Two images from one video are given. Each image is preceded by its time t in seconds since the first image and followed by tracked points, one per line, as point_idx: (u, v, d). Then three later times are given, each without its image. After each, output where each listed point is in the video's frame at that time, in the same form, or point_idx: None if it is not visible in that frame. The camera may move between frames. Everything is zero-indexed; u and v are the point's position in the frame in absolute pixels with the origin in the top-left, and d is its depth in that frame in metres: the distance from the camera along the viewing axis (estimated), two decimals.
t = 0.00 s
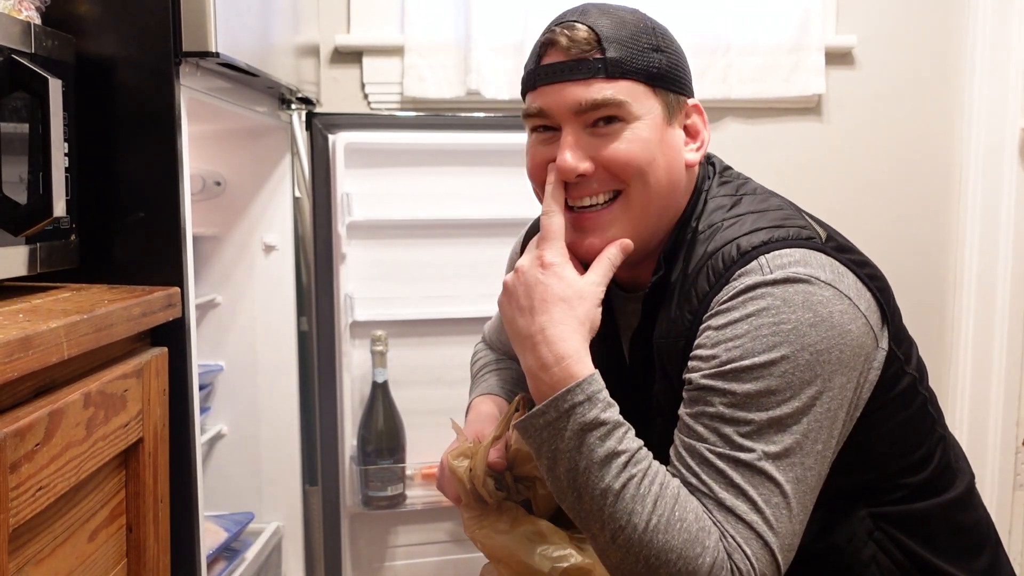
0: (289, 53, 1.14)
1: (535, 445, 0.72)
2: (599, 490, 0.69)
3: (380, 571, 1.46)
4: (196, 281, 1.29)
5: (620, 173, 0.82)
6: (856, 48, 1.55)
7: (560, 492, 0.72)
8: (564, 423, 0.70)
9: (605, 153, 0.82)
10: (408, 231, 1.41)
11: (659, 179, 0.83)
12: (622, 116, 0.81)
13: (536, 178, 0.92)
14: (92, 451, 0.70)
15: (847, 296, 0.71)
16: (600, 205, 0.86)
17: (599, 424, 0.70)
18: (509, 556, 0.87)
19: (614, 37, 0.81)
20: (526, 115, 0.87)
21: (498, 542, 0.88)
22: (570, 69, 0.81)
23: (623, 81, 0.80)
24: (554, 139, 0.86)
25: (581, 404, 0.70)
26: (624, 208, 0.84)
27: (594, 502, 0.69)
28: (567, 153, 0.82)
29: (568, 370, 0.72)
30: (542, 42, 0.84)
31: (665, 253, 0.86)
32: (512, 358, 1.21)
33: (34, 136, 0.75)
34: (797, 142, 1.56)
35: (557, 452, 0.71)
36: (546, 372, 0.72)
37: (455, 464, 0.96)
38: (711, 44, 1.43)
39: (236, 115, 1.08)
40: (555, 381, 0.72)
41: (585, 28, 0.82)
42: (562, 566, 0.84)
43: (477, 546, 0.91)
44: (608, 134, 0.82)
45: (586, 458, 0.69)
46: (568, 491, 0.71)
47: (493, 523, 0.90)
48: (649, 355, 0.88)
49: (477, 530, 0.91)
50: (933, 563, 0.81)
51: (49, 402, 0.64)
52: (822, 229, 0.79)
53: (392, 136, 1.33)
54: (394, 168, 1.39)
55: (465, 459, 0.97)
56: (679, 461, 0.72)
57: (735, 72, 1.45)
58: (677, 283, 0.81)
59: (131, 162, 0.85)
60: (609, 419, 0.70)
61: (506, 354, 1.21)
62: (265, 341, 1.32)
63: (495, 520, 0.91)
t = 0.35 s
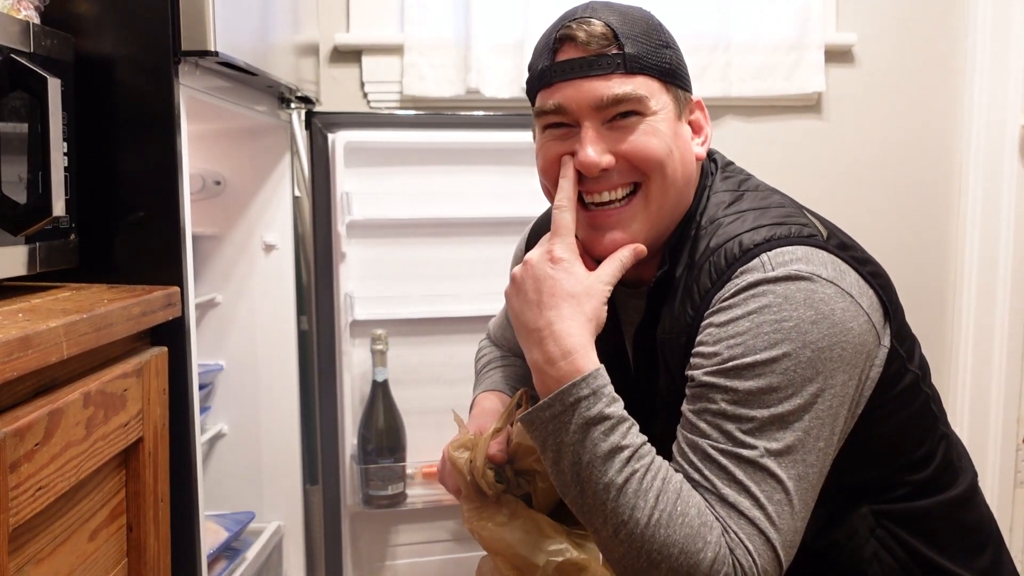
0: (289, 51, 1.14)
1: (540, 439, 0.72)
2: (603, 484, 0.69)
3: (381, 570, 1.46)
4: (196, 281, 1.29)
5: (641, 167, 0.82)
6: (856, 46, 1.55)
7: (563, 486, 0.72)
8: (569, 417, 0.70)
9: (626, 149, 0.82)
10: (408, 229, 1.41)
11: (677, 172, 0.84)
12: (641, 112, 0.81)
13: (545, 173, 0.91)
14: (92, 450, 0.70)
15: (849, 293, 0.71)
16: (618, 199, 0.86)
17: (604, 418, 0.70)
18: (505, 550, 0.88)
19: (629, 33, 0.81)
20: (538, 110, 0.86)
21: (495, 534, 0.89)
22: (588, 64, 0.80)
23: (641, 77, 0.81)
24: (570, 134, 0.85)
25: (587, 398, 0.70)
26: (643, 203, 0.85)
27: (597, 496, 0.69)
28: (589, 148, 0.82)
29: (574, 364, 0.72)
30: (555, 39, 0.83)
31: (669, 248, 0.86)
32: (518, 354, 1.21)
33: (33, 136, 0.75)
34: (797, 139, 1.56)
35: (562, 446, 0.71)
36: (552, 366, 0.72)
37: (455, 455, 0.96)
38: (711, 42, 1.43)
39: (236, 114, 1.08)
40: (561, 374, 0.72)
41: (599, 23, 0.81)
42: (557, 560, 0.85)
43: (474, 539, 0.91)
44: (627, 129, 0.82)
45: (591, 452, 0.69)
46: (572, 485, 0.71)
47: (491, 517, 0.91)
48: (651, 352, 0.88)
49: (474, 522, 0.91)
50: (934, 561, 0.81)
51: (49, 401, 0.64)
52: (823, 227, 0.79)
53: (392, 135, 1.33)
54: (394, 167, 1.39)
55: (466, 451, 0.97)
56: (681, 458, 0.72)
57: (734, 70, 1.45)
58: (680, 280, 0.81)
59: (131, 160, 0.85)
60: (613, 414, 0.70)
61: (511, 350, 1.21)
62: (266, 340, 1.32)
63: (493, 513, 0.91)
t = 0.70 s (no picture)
0: (289, 50, 1.14)
1: (537, 441, 0.73)
2: (598, 486, 0.69)
3: (382, 568, 1.46)
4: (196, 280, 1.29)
5: (627, 167, 0.82)
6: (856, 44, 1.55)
7: (561, 488, 0.73)
8: (564, 419, 0.71)
9: (613, 148, 0.82)
10: (408, 228, 1.41)
11: (665, 172, 0.84)
12: (628, 111, 0.81)
13: (536, 174, 0.91)
14: (92, 448, 0.70)
15: (842, 290, 0.71)
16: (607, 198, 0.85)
17: (598, 420, 0.70)
18: (517, 531, 0.90)
19: (617, 33, 0.81)
20: (528, 111, 0.87)
21: (508, 518, 0.91)
22: (575, 64, 0.81)
23: (628, 77, 0.81)
24: (558, 134, 0.86)
25: (581, 400, 0.70)
26: (631, 202, 0.84)
27: (593, 498, 0.70)
28: (575, 147, 0.82)
29: (570, 367, 0.72)
30: (544, 39, 0.84)
31: (664, 249, 0.86)
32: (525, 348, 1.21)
33: (33, 134, 0.75)
34: (797, 138, 1.56)
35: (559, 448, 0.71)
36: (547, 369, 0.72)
37: (466, 442, 0.99)
38: (710, 40, 1.43)
39: (236, 112, 1.08)
40: (557, 377, 0.72)
41: (588, 24, 0.82)
42: (569, 542, 0.86)
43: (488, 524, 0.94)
44: (614, 128, 0.82)
45: (585, 454, 0.70)
46: (569, 487, 0.71)
47: (503, 501, 0.93)
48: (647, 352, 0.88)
49: (487, 507, 0.94)
50: (936, 560, 0.81)
51: (49, 400, 0.64)
52: (817, 223, 0.79)
53: (392, 134, 1.32)
54: (394, 166, 1.39)
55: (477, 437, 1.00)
56: (677, 458, 0.72)
57: (734, 68, 1.45)
58: (672, 280, 0.81)
59: (132, 158, 0.85)
60: (608, 416, 0.70)
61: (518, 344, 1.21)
62: (266, 339, 1.32)
63: (505, 498, 0.93)
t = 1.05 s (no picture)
0: (289, 50, 1.14)
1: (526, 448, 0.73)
2: (586, 491, 0.69)
3: (383, 568, 1.47)
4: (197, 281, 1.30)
5: (610, 173, 0.82)
6: (856, 43, 1.55)
7: (551, 493, 0.73)
8: (549, 425, 0.71)
9: (596, 154, 0.82)
10: (409, 228, 1.41)
11: (648, 179, 0.83)
12: (612, 117, 0.81)
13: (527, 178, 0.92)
14: (94, 449, 0.70)
15: (828, 287, 0.71)
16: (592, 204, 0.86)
17: (583, 425, 0.70)
18: (512, 518, 0.96)
19: (604, 37, 0.81)
20: (518, 116, 0.87)
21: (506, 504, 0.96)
22: (561, 68, 0.81)
23: (613, 81, 0.80)
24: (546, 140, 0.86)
25: (564, 406, 0.70)
26: (615, 209, 0.84)
27: (582, 503, 0.70)
28: (559, 153, 0.82)
29: (551, 374, 0.72)
30: (534, 42, 0.84)
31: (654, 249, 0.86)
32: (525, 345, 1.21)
33: (33, 135, 0.75)
34: (797, 136, 1.56)
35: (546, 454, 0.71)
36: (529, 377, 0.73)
37: (462, 427, 1.02)
38: (710, 39, 1.43)
39: (236, 113, 1.08)
40: (538, 385, 0.72)
41: (576, 28, 0.82)
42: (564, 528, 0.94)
43: (482, 510, 0.99)
44: (597, 133, 0.81)
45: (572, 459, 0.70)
46: (558, 492, 0.72)
47: (498, 488, 0.98)
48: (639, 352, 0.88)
49: (482, 495, 0.99)
50: (932, 556, 0.81)
51: (51, 400, 0.64)
52: (807, 221, 0.79)
53: (392, 133, 1.32)
54: (394, 165, 1.39)
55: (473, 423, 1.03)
56: (667, 460, 0.72)
57: (734, 67, 1.45)
58: (661, 281, 0.81)
59: (133, 159, 0.85)
60: (592, 420, 0.70)
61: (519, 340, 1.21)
62: (266, 339, 1.32)
63: (500, 486, 0.99)
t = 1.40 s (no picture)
0: (288, 50, 1.14)
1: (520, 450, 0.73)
2: (583, 492, 0.69)
3: (383, 568, 1.46)
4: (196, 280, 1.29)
5: (594, 177, 0.82)
6: (855, 42, 1.55)
7: (547, 495, 0.73)
8: (545, 427, 0.71)
9: (582, 159, 0.82)
10: (408, 228, 1.41)
11: (633, 183, 0.83)
12: (597, 121, 0.81)
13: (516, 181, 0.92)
14: (94, 448, 0.70)
15: (819, 284, 0.71)
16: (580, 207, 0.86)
17: (578, 425, 0.70)
18: (509, 515, 0.96)
19: (588, 42, 0.81)
20: (504, 121, 0.87)
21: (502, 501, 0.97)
22: (545, 74, 0.81)
23: (597, 85, 0.80)
24: (532, 143, 0.86)
25: (557, 407, 0.70)
26: (602, 213, 0.84)
27: (579, 504, 0.70)
28: (544, 158, 0.82)
29: (545, 375, 0.72)
30: (520, 47, 0.84)
31: (642, 251, 0.85)
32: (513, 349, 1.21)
33: (32, 135, 0.75)
34: (796, 135, 1.56)
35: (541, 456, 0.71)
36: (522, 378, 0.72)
37: (458, 424, 1.03)
38: (709, 38, 1.43)
39: (235, 112, 1.08)
40: (532, 387, 0.72)
41: (560, 32, 0.82)
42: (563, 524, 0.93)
43: (479, 509, 0.99)
44: (582, 137, 0.81)
45: (569, 460, 0.70)
46: (554, 494, 0.71)
47: (496, 485, 0.99)
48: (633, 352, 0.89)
49: (480, 493, 0.99)
50: (927, 552, 0.81)
51: (50, 400, 0.64)
52: (796, 220, 0.79)
53: (392, 133, 1.32)
54: (393, 165, 1.39)
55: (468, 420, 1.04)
56: (663, 459, 0.72)
57: (734, 66, 1.45)
58: (653, 282, 0.81)
59: (131, 160, 0.85)
60: (587, 420, 0.71)
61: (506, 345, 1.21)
62: (266, 339, 1.32)
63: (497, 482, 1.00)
